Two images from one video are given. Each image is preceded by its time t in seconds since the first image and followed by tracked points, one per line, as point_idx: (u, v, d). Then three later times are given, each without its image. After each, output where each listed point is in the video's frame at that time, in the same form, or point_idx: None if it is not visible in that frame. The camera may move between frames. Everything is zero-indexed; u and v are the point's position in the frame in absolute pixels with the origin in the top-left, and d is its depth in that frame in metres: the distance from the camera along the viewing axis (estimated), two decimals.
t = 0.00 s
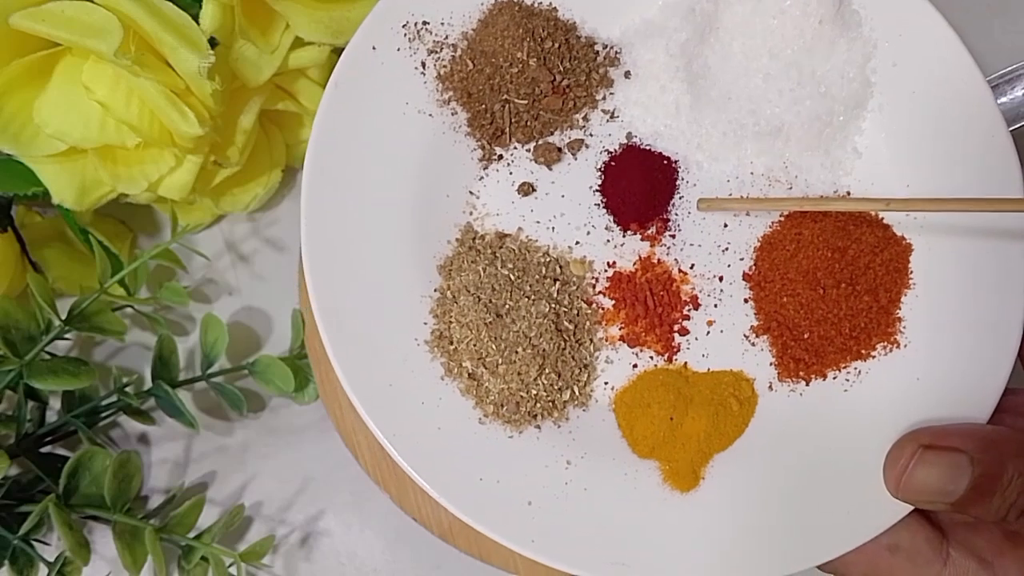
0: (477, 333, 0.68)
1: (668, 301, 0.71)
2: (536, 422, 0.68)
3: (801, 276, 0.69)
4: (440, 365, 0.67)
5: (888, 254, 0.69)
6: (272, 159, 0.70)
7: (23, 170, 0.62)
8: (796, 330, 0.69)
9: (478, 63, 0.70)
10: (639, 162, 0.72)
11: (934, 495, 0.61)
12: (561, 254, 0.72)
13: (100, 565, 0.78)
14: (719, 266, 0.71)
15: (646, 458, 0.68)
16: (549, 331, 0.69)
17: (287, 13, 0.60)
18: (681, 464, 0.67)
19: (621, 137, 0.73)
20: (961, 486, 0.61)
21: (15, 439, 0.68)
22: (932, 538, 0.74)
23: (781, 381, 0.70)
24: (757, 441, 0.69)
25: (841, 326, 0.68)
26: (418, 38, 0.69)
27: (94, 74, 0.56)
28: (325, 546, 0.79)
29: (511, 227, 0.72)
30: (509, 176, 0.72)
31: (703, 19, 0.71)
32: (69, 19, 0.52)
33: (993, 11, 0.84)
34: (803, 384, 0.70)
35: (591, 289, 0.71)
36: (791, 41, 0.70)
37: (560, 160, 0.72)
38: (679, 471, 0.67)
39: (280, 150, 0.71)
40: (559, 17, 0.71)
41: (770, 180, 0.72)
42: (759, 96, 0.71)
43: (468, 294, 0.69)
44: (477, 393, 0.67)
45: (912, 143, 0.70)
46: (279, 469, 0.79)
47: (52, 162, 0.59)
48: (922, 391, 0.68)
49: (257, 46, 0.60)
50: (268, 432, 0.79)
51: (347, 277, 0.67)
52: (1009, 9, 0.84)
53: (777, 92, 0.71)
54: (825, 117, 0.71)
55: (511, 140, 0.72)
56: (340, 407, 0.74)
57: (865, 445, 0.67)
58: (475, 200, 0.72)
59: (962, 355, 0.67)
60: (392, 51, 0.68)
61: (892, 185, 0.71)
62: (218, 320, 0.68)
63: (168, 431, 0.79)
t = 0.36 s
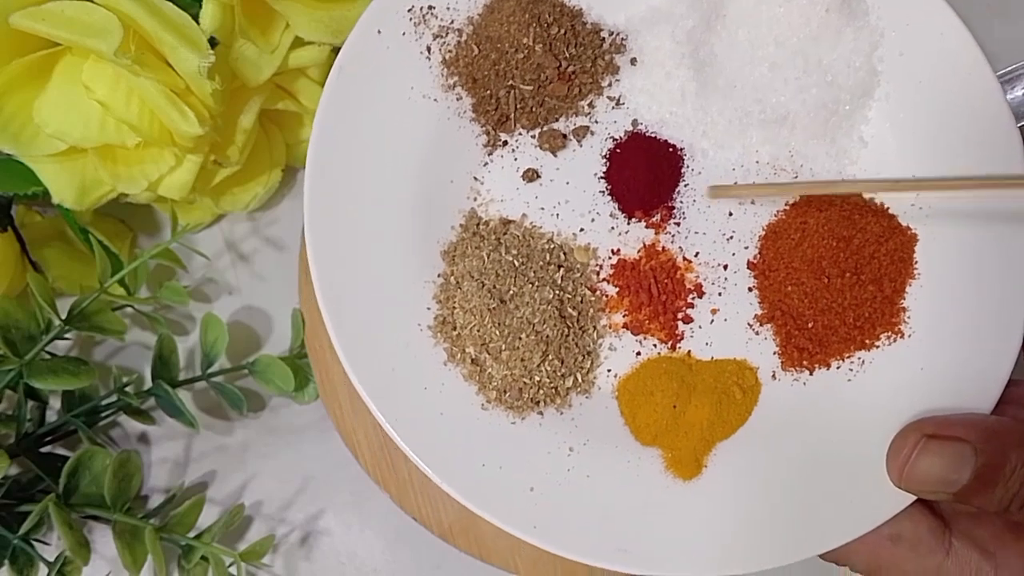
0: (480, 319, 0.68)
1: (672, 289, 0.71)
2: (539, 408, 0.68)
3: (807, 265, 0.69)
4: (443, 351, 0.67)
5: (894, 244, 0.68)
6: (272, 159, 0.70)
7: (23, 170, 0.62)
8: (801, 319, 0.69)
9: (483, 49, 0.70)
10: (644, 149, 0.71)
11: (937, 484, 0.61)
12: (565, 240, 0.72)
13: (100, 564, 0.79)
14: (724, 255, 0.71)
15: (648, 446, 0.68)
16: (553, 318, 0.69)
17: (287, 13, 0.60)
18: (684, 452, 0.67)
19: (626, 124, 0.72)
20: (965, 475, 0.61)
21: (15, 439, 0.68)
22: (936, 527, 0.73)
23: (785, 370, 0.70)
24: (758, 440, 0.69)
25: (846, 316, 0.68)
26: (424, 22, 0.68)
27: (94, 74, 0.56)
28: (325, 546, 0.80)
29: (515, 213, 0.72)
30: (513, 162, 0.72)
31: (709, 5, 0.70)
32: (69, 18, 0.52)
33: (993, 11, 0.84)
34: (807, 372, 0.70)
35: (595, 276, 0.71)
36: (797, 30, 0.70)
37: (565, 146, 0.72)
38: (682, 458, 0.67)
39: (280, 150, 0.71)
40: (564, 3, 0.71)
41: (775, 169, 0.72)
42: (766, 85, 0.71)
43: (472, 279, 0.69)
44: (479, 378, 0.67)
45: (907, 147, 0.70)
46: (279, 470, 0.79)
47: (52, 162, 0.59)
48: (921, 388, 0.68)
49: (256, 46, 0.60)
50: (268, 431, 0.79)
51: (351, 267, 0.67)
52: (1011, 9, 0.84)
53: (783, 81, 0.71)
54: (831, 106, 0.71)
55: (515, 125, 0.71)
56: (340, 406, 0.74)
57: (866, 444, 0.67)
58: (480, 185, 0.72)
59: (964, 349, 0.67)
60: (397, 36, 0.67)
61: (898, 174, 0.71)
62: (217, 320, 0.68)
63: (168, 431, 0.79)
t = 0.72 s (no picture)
0: (486, 305, 0.68)
1: (677, 279, 0.70)
2: (543, 396, 0.68)
3: (812, 255, 0.70)
4: (448, 337, 0.67)
5: (899, 236, 0.69)
6: (272, 158, 0.70)
7: (24, 170, 0.62)
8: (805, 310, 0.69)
9: (491, 36, 0.70)
10: (650, 139, 0.72)
11: (940, 477, 0.62)
12: (571, 229, 0.71)
13: (100, 564, 0.78)
14: (729, 245, 0.71)
15: (651, 434, 0.68)
16: (558, 305, 0.68)
17: (287, 13, 0.60)
18: (687, 441, 0.67)
19: (633, 114, 0.72)
20: (966, 468, 0.62)
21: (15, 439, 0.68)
22: (936, 519, 0.73)
23: (788, 361, 0.70)
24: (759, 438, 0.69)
25: (849, 307, 0.68)
26: (433, 9, 0.69)
27: (94, 75, 0.56)
28: (325, 545, 0.80)
29: (522, 201, 0.71)
30: (520, 150, 0.71)
31: None
32: (70, 19, 0.52)
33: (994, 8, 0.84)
34: (810, 363, 0.70)
35: (601, 265, 0.70)
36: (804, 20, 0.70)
37: (571, 135, 0.71)
38: (685, 448, 0.67)
39: (279, 150, 0.71)
40: None
41: (781, 160, 0.72)
42: (771, 77, 0.72)
43: (478, 266, 0.69)
44: (484, 364, 0.67)
45: (906, 144, 0.71)
46: (279, 469, 0.79)
47: (52, 162, 0.59)
48: (920, 388, 0.68)
49: (256, 46, 0.60)
50: (268, 431, 0.79)
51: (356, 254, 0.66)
52: (1012, 5, 0.84)
53: (791, 72, 0.71)
54: (839, 98, 0.71)
55: (522, 113, 0.71)
56: (340, 405, 0.74)
57: (866, 444, 0.67)
58: (486, 172, 0.71)
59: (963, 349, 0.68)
60: (405, 22, 0.68)
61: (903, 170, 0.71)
62: (218, 321, 0.68)
63: (169, 430, 0.79)
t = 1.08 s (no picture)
0: (488, 304, 0.68)
1: (679, 277, 0.70)
2: (544, 394, 0.68)
3: (813, 254, 0.70)
4: (450, 335, 0.67)
5: (900, 235, 0.69)
6: (272, 158, 0.71)
7: (24, 170, 0.62)
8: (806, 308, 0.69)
9: (494, 35, 0.70)
10: (652, 138, 0.72)
11: (940, 475, 0.62)
12: (573, 228, 0.71)
13: (100, 564, 0.79)
14: (730, 243, 0.71)
15: (652, 432, 0.68)
16: (561, 304, 0.68)
17: (287, 14, 0.60)
18: (688, 438, 0.67)
19: (635, 112, 0.73)
20: (966, 465, 0.62)
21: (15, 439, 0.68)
22: (937, 516, 0.73)
23: (789, 359, 0.70)
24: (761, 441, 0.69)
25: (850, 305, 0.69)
26: (435, 9, 0.69)
27: (95, 75, 0.56)
28: (325, 545, 0.80)
29: (523, 200, 0.71)
30: (521, 149, 0.72)
31: None
32: (71, 19, 0.52)
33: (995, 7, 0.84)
34: (811, 362, 0.70)
35: (602, 264, 0.71)
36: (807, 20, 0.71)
37: (573, 135, 0.72)
38: (686, 444, 0.67)
39: (279, 150, 0.71)
40: None
41: (783, 159, 0.72)
42: (772, 77, 0.72)
43: (480, 265, 0.69)
44: (486, 363, 0.67)
45: (908, 143, 0.71)
46: (279, 469, 0.79)
47: (53, 163, 0.59)
48: (919, 388, 0.68)
49: (257, 46, 0.60)
50: (268, 431, 0.79)
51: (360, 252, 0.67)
52: (1012, 4, 0.84)
53: (792, 71, 0.72)
54: (840, 97, 0.71)
55: (524, 113, 0.71)
56: (340, 405, 0.74)
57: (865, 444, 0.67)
58: (488, 171, 0.71)
59: (963, 347, 0.67)
60: (408, 21, 0.68)
61: (905, 168, 0.71)
62: (218, 321, 0.68)
63: (169, 430, 0.79)
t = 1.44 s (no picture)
0: (487, 309, 0.68)
1: (677, 280, 0.70)
2: (543, 398, 0.68)
3: (813, 258, 0.69)
4: (449, 339, 0.67)
5: (899, 236, 0.69)
6: (272, 158, 0.71)
7: (24, 170, 0.62)
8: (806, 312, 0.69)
9: (491, 39, 0.70)
10: (650, 140, 0.72)
11: (940, 477, 0.62)
12: (572, 231, 0.71)
13: (100, 565, 0.79)
14: (729, 246, 0.71)
15: (652, 435, 0.68)
16: (559, 307, 0.68)
17: (287, 14, 0.61)
18: (688, 441, 0.67)
19: (633, 115, 0.73)
20: (966, 468, 0.62)
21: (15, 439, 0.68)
22: (937, 519, 0.73)
23: (789, 361, 0.70)
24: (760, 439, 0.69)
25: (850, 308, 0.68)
26: (432, 12, 0.69)
27: (95, 75, 0.56)
28: (325, 545, 0.80)
29: (522, 203, 0.71)
30: (520, 152, 0.72)
31: None
32: (71, 19, 0.52)
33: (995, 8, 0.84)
34: (811, 364, 0.70)
35: (601, 267, 0.71)
36: (806, 22, 0.71)
37: (571, 137, 0.72)
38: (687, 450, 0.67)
39: (279, 150, 0.71)
40: None
41: (781, 161, 0.72)
42: (771, 79, 0.72)
43: (479, 269, 0.69)
44: (485, 366, 0.67)
45: (903, 150, 0.71)
46: (279, 469, 0.79)
47: (52, 163, 0.59)
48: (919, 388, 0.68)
49: (257, 46, 0.61)
50: (268, 431, 0.79)
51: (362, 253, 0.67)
52: (1011, 4, 0.84)
53: (791, 72, 0.72)
54: (839, 97, 0.71)
55: (523, 116, 0.72)
56: (340, 405, 0.74)
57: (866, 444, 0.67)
58: (486, 175, 0.72)
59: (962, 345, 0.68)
60: (405, 25, 0.68)
61: (904, 170, 0.71)
62: (218, 320, 0.68)
63: (170, 430, 0.79)
